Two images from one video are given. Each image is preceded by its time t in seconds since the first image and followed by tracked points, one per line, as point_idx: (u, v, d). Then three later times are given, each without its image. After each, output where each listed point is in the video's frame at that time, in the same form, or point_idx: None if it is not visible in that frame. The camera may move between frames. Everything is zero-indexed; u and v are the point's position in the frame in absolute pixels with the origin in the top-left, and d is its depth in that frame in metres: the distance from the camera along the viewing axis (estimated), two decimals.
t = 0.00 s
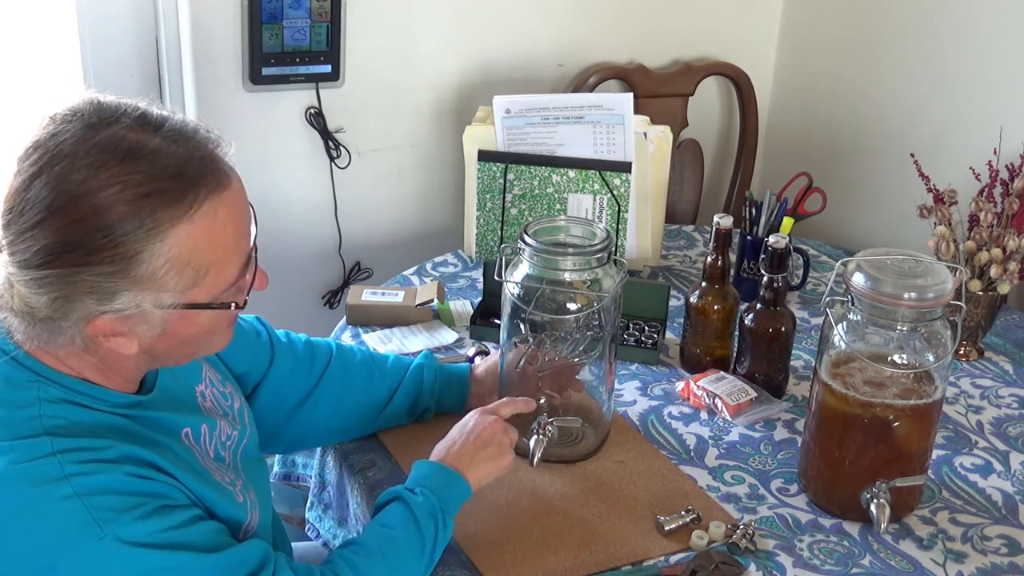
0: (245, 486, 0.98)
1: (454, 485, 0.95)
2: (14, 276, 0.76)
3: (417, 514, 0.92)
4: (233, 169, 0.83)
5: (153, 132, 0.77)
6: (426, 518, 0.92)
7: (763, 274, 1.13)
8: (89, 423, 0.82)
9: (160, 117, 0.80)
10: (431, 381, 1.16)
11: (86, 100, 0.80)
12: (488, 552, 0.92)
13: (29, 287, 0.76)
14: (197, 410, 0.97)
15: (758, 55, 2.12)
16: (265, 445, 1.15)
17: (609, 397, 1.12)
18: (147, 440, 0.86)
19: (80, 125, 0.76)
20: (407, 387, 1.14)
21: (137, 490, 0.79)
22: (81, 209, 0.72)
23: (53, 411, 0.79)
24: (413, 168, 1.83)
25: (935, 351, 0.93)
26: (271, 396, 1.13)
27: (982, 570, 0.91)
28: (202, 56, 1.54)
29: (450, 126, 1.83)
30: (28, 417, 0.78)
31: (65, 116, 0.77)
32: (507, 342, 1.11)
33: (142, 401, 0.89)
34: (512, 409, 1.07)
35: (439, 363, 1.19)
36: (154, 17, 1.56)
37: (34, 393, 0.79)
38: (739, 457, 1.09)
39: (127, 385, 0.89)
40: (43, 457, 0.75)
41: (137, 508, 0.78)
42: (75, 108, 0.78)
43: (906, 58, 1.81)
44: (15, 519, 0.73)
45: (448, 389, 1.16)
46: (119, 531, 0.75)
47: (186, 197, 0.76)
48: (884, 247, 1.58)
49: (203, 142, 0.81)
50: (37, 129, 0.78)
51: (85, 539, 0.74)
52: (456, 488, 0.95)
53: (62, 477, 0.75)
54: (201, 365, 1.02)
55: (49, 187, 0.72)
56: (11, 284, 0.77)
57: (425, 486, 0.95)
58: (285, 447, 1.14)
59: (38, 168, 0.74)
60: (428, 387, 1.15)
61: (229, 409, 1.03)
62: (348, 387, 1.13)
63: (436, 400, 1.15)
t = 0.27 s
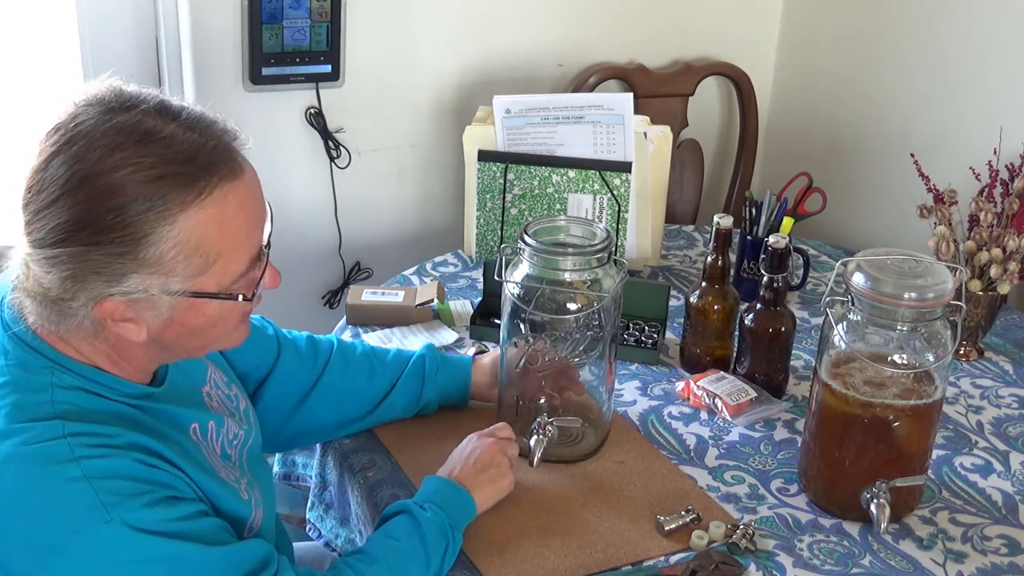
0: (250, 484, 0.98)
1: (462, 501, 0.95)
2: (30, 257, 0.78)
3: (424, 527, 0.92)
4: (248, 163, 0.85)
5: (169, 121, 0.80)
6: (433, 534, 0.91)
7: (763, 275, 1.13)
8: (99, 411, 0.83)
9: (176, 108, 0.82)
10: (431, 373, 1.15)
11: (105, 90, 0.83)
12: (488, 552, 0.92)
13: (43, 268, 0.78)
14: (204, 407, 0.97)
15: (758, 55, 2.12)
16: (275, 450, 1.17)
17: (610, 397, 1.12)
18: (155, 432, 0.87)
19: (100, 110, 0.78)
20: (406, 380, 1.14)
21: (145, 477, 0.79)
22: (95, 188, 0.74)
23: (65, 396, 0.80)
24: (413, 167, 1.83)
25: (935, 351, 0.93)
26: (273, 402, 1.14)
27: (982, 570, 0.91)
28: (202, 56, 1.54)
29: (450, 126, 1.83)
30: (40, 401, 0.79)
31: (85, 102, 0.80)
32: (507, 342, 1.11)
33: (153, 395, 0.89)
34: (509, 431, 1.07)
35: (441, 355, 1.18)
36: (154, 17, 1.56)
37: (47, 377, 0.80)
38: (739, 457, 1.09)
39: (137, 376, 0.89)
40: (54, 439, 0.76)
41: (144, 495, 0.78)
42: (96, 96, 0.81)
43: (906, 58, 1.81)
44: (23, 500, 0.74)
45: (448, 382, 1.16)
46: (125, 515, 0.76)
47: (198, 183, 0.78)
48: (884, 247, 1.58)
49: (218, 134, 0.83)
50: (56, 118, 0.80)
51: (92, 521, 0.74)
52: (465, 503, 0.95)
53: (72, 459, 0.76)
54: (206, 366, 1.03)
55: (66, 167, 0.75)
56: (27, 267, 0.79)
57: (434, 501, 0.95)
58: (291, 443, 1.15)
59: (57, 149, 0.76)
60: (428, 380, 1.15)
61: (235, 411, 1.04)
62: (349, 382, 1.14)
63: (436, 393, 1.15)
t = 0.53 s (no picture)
0: (255, 481, 0.98)
1: (462, 501, 0.95)
2: (49, 247, 0.79)
3: (425, 527, 0.92)
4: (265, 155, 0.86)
5: (187, 113, 0.81)
6: (434, 533, 0.91)
7: (763, 275, 1.13)
8: (110, 400, 0.83)
9: (194, 101, 0.83)
10: (430, 380, 1.15)
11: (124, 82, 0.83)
12: (488, 552, 0.92)
13: (61, 258, 0.78)
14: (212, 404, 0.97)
15: (758, 55, 2.12)
16: (280, 460, 1.17)
17: (610, 398, 1.12)
18: (161, 425, 0.87)
19: (119, 102, 0.79)
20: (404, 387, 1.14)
21: (153, 465, 0.80)
22: (113, 177, 0.75)
23: (75, 385, 0.81)
24: (414, 167, 1.83)
25: (935, 351, 0.93)
26: (275, 412, 1.15)
27: (982, 570, 0.91)
28: (203, 56, 1.54)
29: (450, 126, 1.83)
30: (50, 388, 0.79)
31: (104, 93, 0.81)
32: (507, 342, 1.11)
33: (161, 389, 0.90)
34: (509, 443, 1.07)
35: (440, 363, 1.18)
36: (154, 17, 1.55)
37: (57, 366, 0.81)
38: (739, 457, 1.09)
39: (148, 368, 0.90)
40: (64, 424, 0.76)
41: (152, 482, 0.78)
42: (115, 88, 0.81)
43: (906, 58, 1.81)
44: (33, 484, 0.74)
45: (447, 389, 1.16)
46: (133, 501, 0.76)
47: (215, 173, 0.79)
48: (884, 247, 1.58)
49: (236, 127, 0.84)
50: (74, 110, 0.81)
51: (100, 505, 0.74)
52: (465, 503, 0.95)
53: (81, 444, 0.76)
54: (213, 364, 1.03)
55: (84, 156, 0.75)
56: (45, 257, 0.80)
57: (434, 501, 0.95)
58: (295, 453, 1.15)
59: (76, 139, 0.77)
60: (427, 387, 1.15)
61: (243, 411, 1.04)
62: (348, 390, 1.14)
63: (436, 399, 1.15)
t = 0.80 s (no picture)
0: (253, 481, 0.98)
1: (462, 501, 0.95)
2: (54, 255, 0.78)
3: (425, 527, 0.92)
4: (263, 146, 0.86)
5: (188, 110, 0.81)
6: (434, 533, 0.91)
7: (763, 274, 1.13)
8: (107, 399, 0.83)
9: (191, 98, 0.83)
10: (430, 381, 1.15)
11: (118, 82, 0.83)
12: (488, 552, 0.92)
13: (71, 266, 0.78)
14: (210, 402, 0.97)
15: (759, 54, 2.12)
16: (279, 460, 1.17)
17: (609, 398, 1.12)
18: (158, 424, 0.87)
19: (119, 103, 0.79)
20: (404, 387, 1.14)
21: (150, 465, 0.79)
22: (125, 179, 0.75)
23: (71, 385, 0.81)
24: (414, 167, 1.83)
25: (935, 351, 0.93)
26: (275, 413, 1.15)
27: (982, 570, 0.91)
28: (203, 55, 1.54)
29: (450, 126, 1.83)
30: (47, 388, 0.79)
31: (101, 95, 0.80)
32: (507, 342, 1.11)
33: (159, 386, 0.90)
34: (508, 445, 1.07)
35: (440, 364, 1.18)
36: (154, 17, 1.56)
37: (53, 367, 0.81)
38: (739, 457, 1.09)
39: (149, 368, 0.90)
40: (60, 425, 0.76)
41: (149, 483, 0.78)
42: (110, 89, 0.81)
43: (906, 58, 1.81)
44: (30, 486, 0.74)
45: (448, 389, 1.16)
46: (130, 502, 0.76)
47: (225, 167, 0.79)
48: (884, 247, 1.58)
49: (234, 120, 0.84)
50: (70, 114, 0.81)
51: (98, 506, 0.74)
52: (465, 504, 0.95)
53: (77, 445, 0.76)
54: (211, 363, 1.03)
55: (93, 161, 0.75)
56: (48, 266, 0.79)
57: (434, 501, 0.95)
58: (295, 453, 1.15)
59: (80, 143, 0.76)
60: (428, 387, 1.15)
61: (242, 409, 1.04)
62: (348, 391, 1.14)
63: (436, 399, 1.15)
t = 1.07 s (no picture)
0: (251, 477, 0.98)
1: (462, 501, 0.95)
2: (50, 259, 0.78)
3: (425, 527, 0.92)
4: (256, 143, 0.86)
5: (182, 109, 0.81)
6: (433, 533, 0.91)
7: (763, 274, 1.13)
8: (100, 398, 0.83)
9: (184, 97, 0.83)
10: (430, 380, 1.15)
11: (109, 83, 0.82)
12: (488, 552, 0.92)
13: (69, 269, 0.77)
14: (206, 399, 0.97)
15: (759, 54, 2.12)
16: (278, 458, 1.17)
17: (609, 397, 1.12)
18: (152, 422, 0.87)
19: (111, 103, 0.78)
20: (404, 387, 1.14)
21: (144, 464, 0.79)
22: (122, 182, 0.75)
23: (64, 385, 0.81)
24: (414, 167, 1.83)
25: (935, 351, 0.93)
26: (274, 411, 1.15)
27: (982, 570, 0.91)
28: (202, 55, 1.54)
29: (450, 126, 1.83)
30: (39, 389, 0.79)
31: (93, 95, 0.80)
32: (507, 342, 1.11)
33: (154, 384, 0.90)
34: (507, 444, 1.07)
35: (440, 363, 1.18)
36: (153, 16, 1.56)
37: (45, 367, 0.81)
38: (739, 457, 1.09)
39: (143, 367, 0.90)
40: (53, 425, 0.76)
41: (143, 482, 0.78)
42: (102, 89, 0.81)
43: (906, 58, 1.81)
44: (22, 487, 0.74)
45: (448, 388, 1.16)
46: (124, 501, 0.76)
47: (222, 166, 0.79)
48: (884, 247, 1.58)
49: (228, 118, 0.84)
50: (61, 115, 0.80)
51: (92, 506, 0.74)
52: (464, 504, 0.95)
53: (70, 445, 0.76)
54: (208, 361, 1.03)
55: (90, 162, 0.75)
56: (43, 269, 0.79)
57: (434, 501, 0.95)
58: (293, 451, 1.15)
59: (73, 145, 0.76)
60: (428, 387, 1.14)
61: (239, 405, 1.04)
62: (348, 390, 1.14)
63: (436, 398, 1.15)
